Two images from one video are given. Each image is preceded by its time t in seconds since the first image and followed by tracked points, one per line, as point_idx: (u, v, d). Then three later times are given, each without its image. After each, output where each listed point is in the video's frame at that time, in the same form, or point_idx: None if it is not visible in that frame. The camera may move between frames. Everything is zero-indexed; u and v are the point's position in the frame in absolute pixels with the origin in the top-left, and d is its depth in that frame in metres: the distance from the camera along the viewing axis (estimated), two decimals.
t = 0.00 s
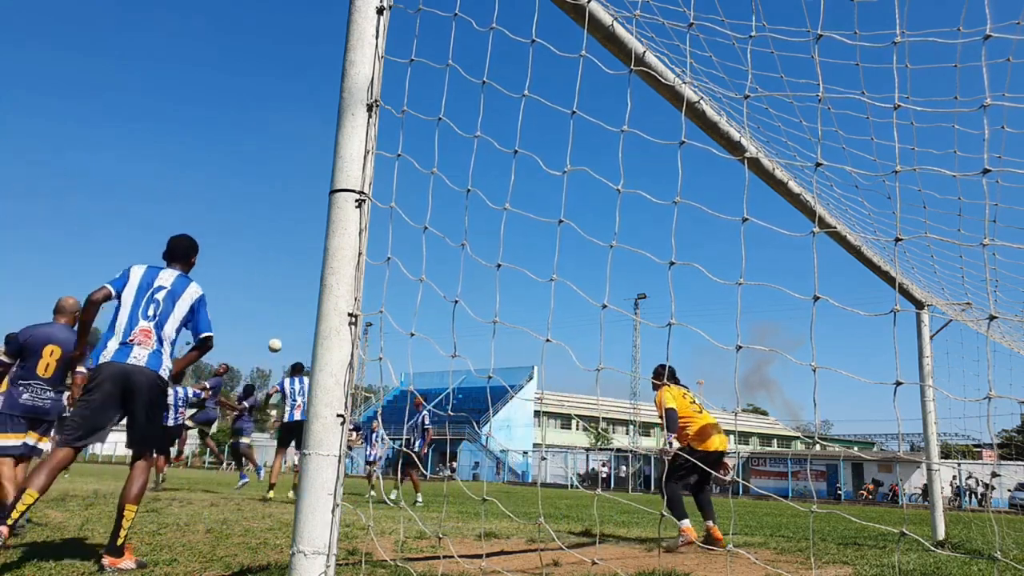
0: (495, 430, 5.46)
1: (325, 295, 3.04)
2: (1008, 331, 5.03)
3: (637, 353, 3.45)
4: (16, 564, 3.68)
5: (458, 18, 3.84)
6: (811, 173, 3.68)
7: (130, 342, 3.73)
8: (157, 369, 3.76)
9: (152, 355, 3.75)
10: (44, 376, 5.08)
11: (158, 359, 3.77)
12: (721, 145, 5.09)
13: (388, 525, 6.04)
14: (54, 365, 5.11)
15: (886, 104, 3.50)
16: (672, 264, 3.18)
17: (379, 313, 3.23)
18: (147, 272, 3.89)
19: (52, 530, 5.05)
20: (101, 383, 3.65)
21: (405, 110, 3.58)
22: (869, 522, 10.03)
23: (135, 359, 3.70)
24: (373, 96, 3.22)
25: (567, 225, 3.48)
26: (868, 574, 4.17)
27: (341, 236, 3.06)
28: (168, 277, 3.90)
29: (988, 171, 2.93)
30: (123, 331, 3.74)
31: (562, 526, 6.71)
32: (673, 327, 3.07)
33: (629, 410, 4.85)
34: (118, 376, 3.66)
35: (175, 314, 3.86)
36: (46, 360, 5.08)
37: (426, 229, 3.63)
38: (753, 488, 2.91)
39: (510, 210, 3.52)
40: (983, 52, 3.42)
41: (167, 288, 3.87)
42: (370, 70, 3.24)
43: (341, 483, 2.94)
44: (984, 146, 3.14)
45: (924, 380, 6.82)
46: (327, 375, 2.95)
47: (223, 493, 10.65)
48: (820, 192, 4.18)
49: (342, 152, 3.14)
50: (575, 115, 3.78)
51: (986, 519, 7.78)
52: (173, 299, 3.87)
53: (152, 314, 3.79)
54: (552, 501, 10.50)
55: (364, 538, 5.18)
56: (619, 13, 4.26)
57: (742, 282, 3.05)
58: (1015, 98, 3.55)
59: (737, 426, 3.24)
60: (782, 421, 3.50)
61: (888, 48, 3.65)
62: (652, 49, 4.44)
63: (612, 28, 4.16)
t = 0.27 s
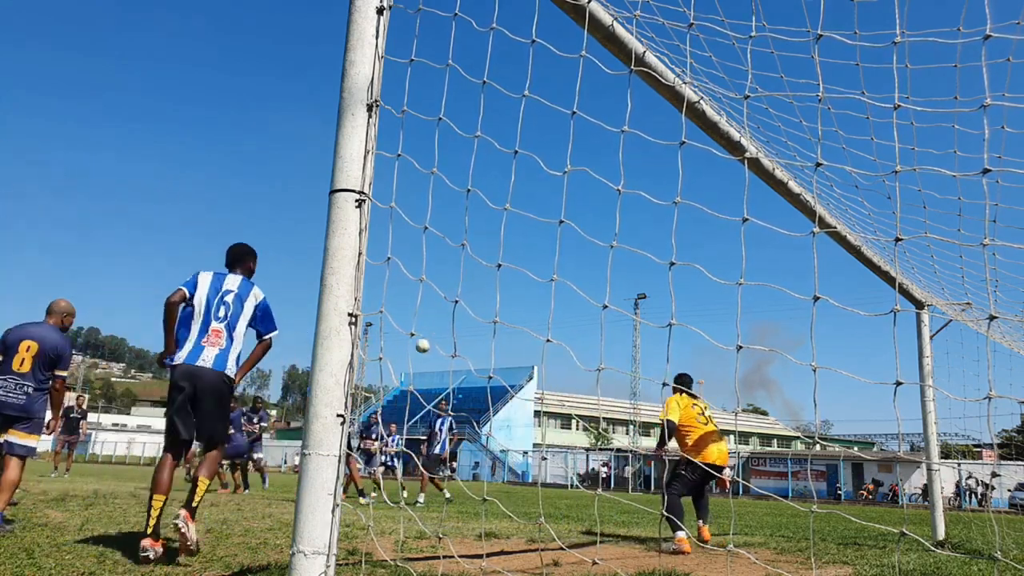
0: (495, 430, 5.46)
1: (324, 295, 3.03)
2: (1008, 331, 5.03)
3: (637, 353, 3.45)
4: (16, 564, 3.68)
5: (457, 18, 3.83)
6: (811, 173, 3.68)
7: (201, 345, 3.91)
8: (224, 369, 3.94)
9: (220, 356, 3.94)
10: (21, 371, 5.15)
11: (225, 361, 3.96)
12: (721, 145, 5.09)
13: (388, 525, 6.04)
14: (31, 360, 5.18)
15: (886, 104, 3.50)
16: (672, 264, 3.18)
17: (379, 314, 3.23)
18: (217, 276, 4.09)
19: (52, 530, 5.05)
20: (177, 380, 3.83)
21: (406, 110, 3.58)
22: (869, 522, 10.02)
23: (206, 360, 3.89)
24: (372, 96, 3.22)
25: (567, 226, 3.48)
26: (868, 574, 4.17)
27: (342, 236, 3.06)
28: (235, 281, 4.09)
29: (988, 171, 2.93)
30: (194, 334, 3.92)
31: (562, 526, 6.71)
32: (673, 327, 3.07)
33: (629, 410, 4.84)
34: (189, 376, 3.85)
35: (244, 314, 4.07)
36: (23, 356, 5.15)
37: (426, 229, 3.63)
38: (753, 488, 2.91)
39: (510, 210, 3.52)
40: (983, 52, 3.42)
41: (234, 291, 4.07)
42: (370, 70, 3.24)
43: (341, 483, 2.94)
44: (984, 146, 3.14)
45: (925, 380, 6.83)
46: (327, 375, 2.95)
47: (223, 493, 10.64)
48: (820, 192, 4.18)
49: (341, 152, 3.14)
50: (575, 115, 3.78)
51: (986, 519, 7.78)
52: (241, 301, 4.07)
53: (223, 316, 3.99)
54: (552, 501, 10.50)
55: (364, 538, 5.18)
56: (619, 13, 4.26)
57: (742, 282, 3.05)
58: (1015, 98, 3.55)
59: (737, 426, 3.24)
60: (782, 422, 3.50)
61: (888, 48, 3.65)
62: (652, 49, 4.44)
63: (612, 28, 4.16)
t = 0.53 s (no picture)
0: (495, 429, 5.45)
1: (324, 295, 3.03)
2: (1008, 331, 5.02)
3: (637, 353, 3.45)
4: (16, 564, 3.67)
5: (457, 18, 3.83)
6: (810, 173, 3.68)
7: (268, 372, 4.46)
8: (287, 393, 4.44)
9: (284, 380, 4.45)
10: None
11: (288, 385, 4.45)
12: (721, 145, 5.08)
13: (388, 525, 6.04)
14: (8, 362, 5.22)
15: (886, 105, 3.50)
16: (672, 264, 3.18)
17: (380, 314, 3.23)
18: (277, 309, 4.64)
19: (51, 530, 5.04)
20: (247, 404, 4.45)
21: (405, 110, 3.58)
22: (868, 522, 10.02)
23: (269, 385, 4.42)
24: (373, 96, 3.22)
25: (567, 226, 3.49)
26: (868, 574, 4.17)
27: (342, 236, 3.06)
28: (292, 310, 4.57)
29: (988, 171, 2.93)
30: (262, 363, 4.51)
31: (562, 526, 6.71)
32: (673, 327, 3.07)
33: (629, 410, 4.84)
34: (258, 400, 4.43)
35: (301, 339, 4.52)
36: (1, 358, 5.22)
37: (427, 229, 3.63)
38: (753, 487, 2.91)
39: (510, 210, 3.52)
40: (983, 52, 3.42)
41: (291, 320, 4.54)
42: (370, 70, 3.24)
43: (341, 484, 2.94)
44: (984, 146, 3.14)
45: (925, 380, 6.82)
46: (327, 376, 2.95)
47: (222, 493, 10.63)
48: (820, 192, 4.18)
49: (341, 152, 3.14)
50: (575, 115, 3.79)
51: (986, 519, 7.78)
52: (297, 329, 4.53)
53: (280, 344, 4.51)
54: (552, 501, 10.49)
55: (364, 538, 5.18)
56: (619, 13, 4.26)
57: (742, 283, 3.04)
58: (1014, 98, 3.55)
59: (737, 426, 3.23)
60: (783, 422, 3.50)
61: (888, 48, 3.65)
62: (652, 50, 4.44)
63: (612, 28, 4.16)
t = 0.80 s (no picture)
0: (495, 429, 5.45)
1: (324, 295, 3.03)
2: (1008, 331, 5.02)
3: (637, 353, 3.45)
4: (16, 564, 3.67)
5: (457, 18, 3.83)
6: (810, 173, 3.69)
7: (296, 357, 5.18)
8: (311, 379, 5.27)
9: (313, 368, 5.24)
10: None
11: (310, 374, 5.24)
12: (721, 145, 5.08)
13: (388, 525, 6.04)
14: None
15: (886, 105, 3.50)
16: (672, 264, 3.18)
17: (380, 314, 3.23)
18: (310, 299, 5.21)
19: (52, 530, 5.04)
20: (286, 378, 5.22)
21: (405, 110, 3.58)
22: (868, 522, 10.03)
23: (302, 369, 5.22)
24: (373, 96, 3.22)
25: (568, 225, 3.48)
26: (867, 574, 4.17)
27: (342, 236, 3.06)
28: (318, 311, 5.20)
29: (988, 171, 2.93)
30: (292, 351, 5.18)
31: (562, 526, 6.72)
32: (673, 327, 3.07)
33: (629, 410, 4.84)
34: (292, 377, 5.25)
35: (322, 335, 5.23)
36: None
37: (427, 229, 3.63)
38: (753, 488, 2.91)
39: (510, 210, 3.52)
40: (983, 51, 3.42)
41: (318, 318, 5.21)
42: (370, 70, 3.24)
43: (341, 484, 2.94)
44: (984, 146, 3.14)
45: (925, 380, 6.83)
46: (327, 376, 2.95)
47: (221, 493, 10.65)
48: (819, 192, 4.18)
49: (341, 152, 3.14)
50: (575, 115, 3.79)
51: (986, 519, 7.78)
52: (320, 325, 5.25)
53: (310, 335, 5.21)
54: (552, 501, 10.50)
55: (364, 538, 5.18)
56: (619, 13, 4.26)
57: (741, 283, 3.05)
58: (1014, 98, 3.55)
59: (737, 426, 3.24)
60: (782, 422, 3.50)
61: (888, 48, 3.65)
62: (652, 49, 4.44)
63: (612, 28, 4.16)
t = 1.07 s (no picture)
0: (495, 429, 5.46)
1: (324, 295, 3.03)
2: (1008, 331, 5.02)
3: (638, 352, 3.45)
4: (16, 564, 3.67)
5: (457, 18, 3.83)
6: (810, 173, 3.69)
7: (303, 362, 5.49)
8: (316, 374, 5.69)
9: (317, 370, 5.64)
10: None
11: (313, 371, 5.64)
12: (721, 145, 5.08)
13: (388, 525, 6.04)
14: None
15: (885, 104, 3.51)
16: (672, 264, 3.18)
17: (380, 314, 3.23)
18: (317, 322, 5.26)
19: (52, 530, 5.04)
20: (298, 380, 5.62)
21: (405, 110, 3.58)
22: (868, 522, 10.03)
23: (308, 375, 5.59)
24: (373, 96, 3.22)
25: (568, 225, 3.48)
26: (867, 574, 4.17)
27: (342, 236, 3.06)
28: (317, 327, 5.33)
29: (988, 171, 2.93)
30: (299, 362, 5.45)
31: (562, 526, 6.72)
32: (673, 327, 3.07)
33: (629, 410, 4.85)
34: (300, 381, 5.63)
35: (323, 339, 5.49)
36: None
37: (426, 229, 3.63)
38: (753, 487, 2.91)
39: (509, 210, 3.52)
40: (983, 51, 3.42)
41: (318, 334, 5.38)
42: (370, 70, 3.24)
43: (341, 483, 2.94)
44: (984, 146, 3.14)
45: (925, 380, 6.83)
46: (327, 376, 2.95)
47: (221, 493, 10.66)
48: (819, 192, 4.18)
49: (341, 152, 3.14)
50: (575, 115, 3.79)
51: (986, 519, 7.79)
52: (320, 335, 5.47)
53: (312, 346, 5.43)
54: (552, 501, 10.51)
55: (364, 538, 5.18)
56: (619, 13, 4.26)
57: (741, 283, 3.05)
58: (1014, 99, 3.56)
59: (736, 426, 3.24)
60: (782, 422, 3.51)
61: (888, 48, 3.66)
62: (652, 49, 4.44)
63: (612, 28, 4.16)
